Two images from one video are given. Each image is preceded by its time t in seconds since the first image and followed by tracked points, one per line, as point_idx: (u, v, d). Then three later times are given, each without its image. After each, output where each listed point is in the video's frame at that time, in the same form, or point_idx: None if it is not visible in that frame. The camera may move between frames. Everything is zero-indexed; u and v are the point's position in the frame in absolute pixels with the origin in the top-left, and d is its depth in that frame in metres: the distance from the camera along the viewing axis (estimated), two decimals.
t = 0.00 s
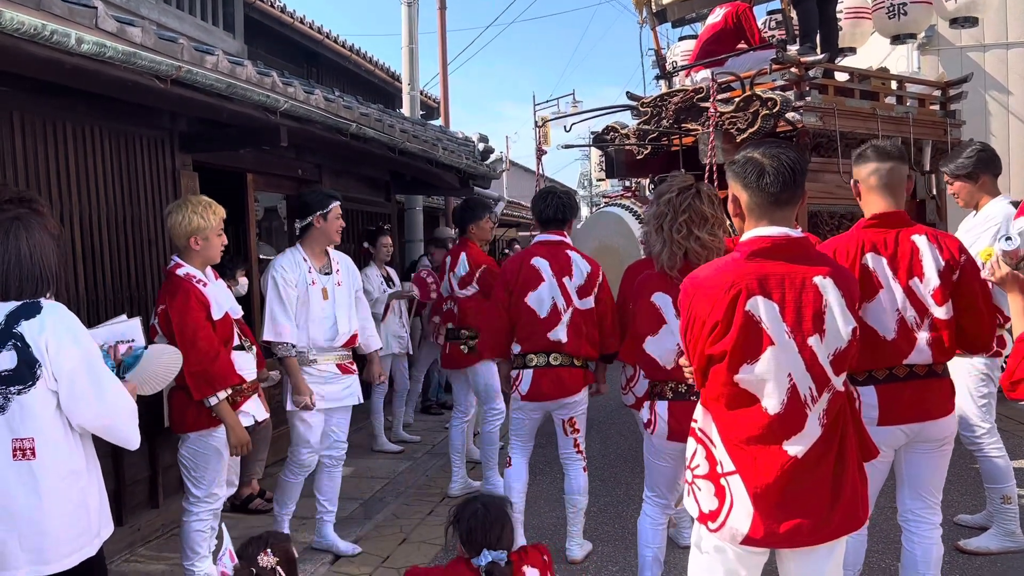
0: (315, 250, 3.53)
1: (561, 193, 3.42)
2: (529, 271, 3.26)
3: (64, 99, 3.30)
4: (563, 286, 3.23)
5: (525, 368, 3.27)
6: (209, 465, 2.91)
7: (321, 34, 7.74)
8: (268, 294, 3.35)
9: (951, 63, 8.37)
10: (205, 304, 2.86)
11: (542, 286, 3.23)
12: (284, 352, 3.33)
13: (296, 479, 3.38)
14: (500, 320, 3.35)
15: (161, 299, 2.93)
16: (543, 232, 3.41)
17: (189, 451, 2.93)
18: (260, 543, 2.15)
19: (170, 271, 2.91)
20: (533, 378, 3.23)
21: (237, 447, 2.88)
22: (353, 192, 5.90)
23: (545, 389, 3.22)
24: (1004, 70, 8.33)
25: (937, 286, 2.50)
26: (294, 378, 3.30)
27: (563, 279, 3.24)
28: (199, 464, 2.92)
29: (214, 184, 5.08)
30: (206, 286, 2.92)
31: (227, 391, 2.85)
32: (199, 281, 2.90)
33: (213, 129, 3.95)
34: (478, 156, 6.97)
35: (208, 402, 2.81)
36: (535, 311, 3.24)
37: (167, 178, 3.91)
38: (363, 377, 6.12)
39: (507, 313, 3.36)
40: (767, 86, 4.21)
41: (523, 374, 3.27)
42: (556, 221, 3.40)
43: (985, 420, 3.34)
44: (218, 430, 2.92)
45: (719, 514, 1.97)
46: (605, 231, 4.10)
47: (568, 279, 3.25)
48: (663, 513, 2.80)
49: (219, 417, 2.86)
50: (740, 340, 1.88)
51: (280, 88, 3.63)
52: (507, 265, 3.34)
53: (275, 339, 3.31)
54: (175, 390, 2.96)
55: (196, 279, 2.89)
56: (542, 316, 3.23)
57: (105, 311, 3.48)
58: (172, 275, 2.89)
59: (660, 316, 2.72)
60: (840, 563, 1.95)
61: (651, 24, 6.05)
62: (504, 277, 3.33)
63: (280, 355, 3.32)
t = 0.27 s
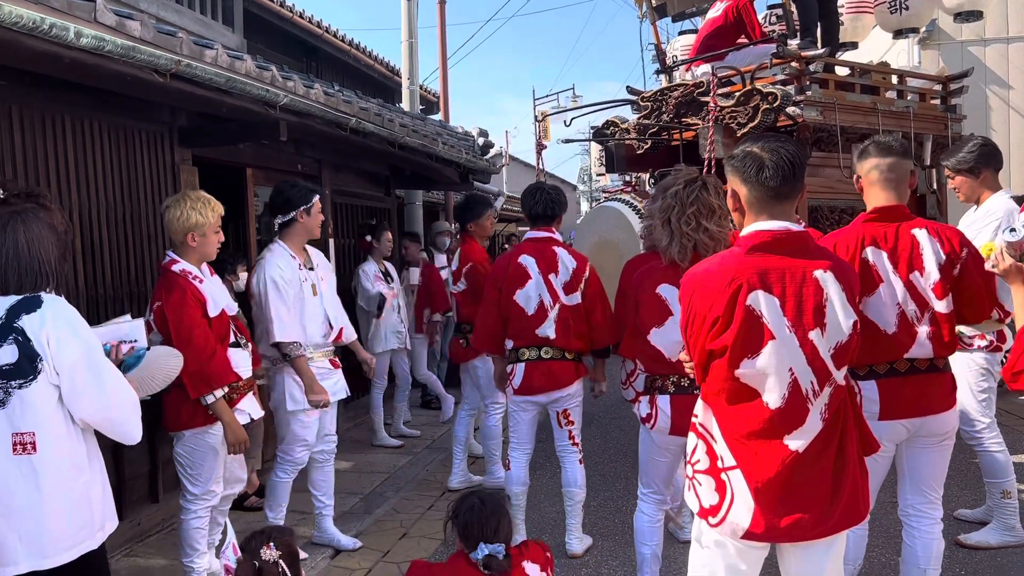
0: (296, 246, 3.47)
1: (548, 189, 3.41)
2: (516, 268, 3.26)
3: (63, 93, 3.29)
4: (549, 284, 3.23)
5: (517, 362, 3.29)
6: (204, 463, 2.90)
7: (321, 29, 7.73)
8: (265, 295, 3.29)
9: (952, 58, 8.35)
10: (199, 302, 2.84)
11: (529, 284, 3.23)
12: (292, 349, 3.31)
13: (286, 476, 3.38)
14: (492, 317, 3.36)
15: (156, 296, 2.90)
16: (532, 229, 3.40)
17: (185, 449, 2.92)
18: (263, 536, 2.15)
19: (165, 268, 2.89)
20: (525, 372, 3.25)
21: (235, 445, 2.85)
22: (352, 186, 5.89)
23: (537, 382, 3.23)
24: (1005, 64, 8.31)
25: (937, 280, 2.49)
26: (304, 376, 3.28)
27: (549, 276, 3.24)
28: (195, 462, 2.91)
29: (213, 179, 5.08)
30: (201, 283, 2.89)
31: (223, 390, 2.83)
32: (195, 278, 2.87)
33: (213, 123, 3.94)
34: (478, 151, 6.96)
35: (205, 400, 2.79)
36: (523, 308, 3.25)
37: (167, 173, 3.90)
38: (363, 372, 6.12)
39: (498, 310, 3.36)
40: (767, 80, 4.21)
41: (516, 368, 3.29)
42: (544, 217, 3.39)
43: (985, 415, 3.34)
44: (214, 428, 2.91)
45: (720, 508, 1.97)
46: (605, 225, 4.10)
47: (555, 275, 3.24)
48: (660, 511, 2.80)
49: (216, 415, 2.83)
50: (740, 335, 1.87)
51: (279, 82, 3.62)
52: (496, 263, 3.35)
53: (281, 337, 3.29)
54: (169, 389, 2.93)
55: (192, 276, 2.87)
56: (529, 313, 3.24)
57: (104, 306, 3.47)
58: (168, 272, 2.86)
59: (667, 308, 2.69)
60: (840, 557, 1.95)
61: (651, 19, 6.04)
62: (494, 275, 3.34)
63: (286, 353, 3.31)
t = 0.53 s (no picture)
0: (281, 241, 3.47)
1: (535, 185, 3.42)
2: (503, 264, 3.27)
3: (62, 88, 3.28)
4: (535, 279, 3.23)
5: (508, 355, 3.31)
6: (200, 461, 2.89)
7: (320, 23, 7.72)
8: (265, 292, 3.28)
9: (952, 52, 8.34)
10: (193, 299, 2.83)
11: (516, 279, 3.24)
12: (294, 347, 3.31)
13: (278, 470, 3.40)
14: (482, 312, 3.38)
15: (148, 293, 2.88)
16: (519, 224, 3.41)
17: (183, 446, 2.91)
18: (263, 530, 2.16)
19: (158, 264, 2.88)
20: (515, 365, 3.27)
21: (225, 445, 2.84)
22: (351, 181, 5.89)
23: (526, 375, 3.25)
24: (1005, 59, 8.31)
25: (937, 273, 2.50)
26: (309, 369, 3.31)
27: (535, 271, 3.24)
28: (192, 459, 2.90)
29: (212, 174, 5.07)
30: (194, 280, 2.88)
31: (218, 387, 2.83)
32: (188, 276, 2.87)
33: (211, 118, 3.94)
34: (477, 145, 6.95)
35: (199, 399, 2.79)
36: (510, 303, 3.26)
37: (166, 168, 3.90)
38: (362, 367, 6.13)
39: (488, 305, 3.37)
40: (767, 74, 4.20)
41: (506, 363, 3.30)
42: (531, 213, 3.40)
43: (983, 410, 3.35)
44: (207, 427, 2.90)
45: (719, 503, 1.98)
46: (604, 220, 4.09)
47: (541, 270, 3.24)
48: (659, 508, 2.81)
49: (209, 413, 2.83)
50: (739, 330, 1.88)
51: (278, 76, 3.62)
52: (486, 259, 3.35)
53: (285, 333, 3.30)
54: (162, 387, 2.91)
55: (185, 273, 2.86)
56: (517, 308, 3.25)
57: (102, 300, 3.47)
58: (161, 269, 2.85)
59: (666, 300, 2.68)
60: (838, 552, 1.96)
61: (651, 13, 6.03)
62: (483, 271, 3.36)
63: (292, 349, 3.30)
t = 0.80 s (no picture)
0: (275, 236, 3.46)
1: (529, 180, 3.40)
2: (497, 259, 3.26)
3: (60, 82, 3.27)
4: (530, 274, 3.22)
5: (504, 350, 3.31)
6: (196, 457, 2.89)
7: (318, 18, 7.70)
8: (257, 287, 3.26)
9: (951, 48, 8.33)
10: (183, 297, 2.81)
11: (511, 275, 3.23)
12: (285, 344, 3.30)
13: (276, 465, 3.40)
14: (478, 307, 3.37)
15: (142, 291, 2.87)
16: (514, 220, 3.39)
17: (177, 443, 2.91)
18: (262, 523, 2.15)
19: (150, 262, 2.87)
20: (511, 360, 3.27)
21: (217, 444, 2.80)
22: (349, 177, 5.88)
23: (522, 370, 3.25)
24: (1004, 55, 8.31)
25: (936, 268, 2.50)
26: (292, 368, 3.27)
27: (530, 266, 3.23)
28: (187, 455, 2.90)
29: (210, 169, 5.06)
30: (186, 277, 2.86)
31: (207, 386, 2.80)
32: (179, 273, 2.85)
33: (209, 113, 3.92)
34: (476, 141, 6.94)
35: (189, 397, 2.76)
36: (505, 299, 3.25)
37: (163, 162, 3.89)
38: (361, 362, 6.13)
39: (483, 300, 3.36)
40: (766, 70, 4.20)
41: (502, 358, 3.31)
42: (525, 209, 3.38)
43: (981, 406, 3.32)
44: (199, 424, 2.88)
45: (717, 498, 1.97)
46: (603, 215, 4.09)
47: (536, 266, 3.23)
48: (658, 508, 2.81)
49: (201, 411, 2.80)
50: (738, 325, 1.87)
51: (275, 71, 3.61)
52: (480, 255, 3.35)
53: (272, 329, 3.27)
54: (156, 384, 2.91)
55: (175, 270, 2.84)
56: (512, 303, 3.25)
57: (98, 295, 3.46)
58: (152, 266, 2.84)
59: (668, 294, 2.66)
60: (836, 546, 1.96)
61: (650, 8, 6.01)
62: (477, 267, 3.35)
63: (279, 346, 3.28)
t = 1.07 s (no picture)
0: (275, 232, 3.45)
1: (531, 176, 3.39)
2: (499, 255, 3.25)
3: (56, 77, 3.26)
4: (532, 270, 3.22)
5: (505, 347, 3.30)
6: (191, 454, 2.88)
7: (316, 14, 7.68)
8: (253, 282, 3.26)
9: (950, 44, 8.31)
10: (174, 295, 2.80)
11: (513, 271, 3.23)
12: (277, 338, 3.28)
13: (277, 460, 3.41)
14: (479, 304, 3.36)
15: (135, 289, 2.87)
16: (515, 216, 3.39)
17: (172, 440, 2.91)
18: (257, 519, 2.14)
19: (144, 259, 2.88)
20: (512, 357, 3.26)
21: (207, 443, 2.77)
22: (348, 173, 5.89)
23: (522, 367, 3.24)
24: (1003, 51, 8.30)
25: (935, 263, 2.50)
26: (285, 364, 3.26)
27: (532, 263, 3.22)
28: (182, 453, 2.89)
29: (208, 165, 5.05)
30: (178, 275, 2.85)
31: (197, 384, 2.78)
32: (171, 271, 2.84)
33: (207, 108, 3.91)
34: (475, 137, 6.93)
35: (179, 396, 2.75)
36: (507, 295, 3.25)
37: (160, 158, 3.88)
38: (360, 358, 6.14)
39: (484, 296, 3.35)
40: (765, 65, 4.19)
41: (503, 355, 3.31)
42: (527, 205, 3.37)
43: (981, 402, 3.32)
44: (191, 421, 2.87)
45: (715, 495, 1.97)
46: (602, 212, 4.08)
47: (538, 262, 3.23)
48: (656, 506, 2.80)
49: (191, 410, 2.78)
50: (736, 320, 1.87)
51: (273, 66, 3.59)
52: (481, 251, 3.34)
53: (264, 325, 3.26)
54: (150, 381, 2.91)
55: (167, 268, 2.84)
56: (514, 299, 3.24)
57: (96, 291, 3.46)
58: (145, 265, 2.84)
59: (668, 289, 2.67)
60: (835, 543, 1.96)
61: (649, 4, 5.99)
62: (478, 263, 3.34)
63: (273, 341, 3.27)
